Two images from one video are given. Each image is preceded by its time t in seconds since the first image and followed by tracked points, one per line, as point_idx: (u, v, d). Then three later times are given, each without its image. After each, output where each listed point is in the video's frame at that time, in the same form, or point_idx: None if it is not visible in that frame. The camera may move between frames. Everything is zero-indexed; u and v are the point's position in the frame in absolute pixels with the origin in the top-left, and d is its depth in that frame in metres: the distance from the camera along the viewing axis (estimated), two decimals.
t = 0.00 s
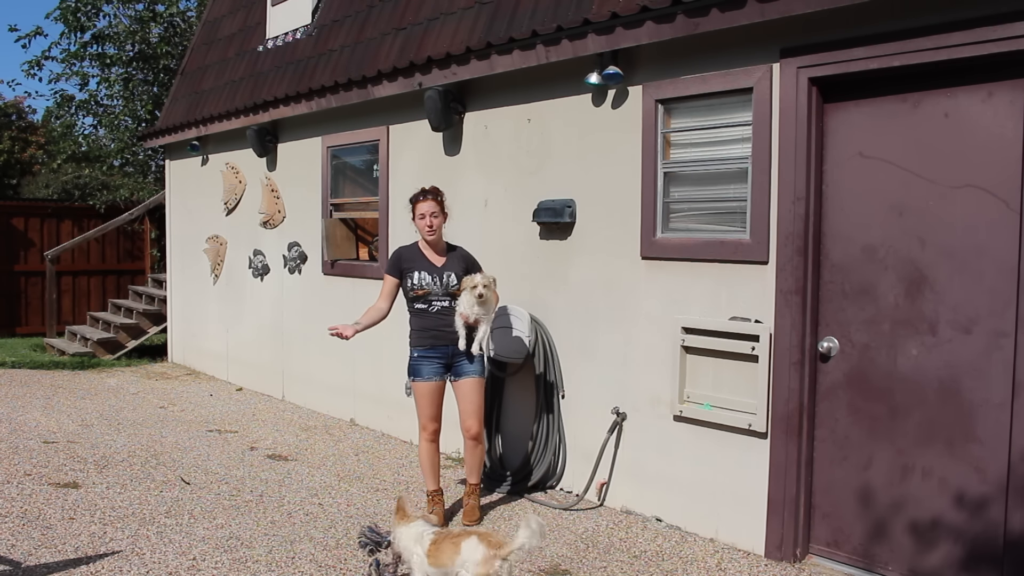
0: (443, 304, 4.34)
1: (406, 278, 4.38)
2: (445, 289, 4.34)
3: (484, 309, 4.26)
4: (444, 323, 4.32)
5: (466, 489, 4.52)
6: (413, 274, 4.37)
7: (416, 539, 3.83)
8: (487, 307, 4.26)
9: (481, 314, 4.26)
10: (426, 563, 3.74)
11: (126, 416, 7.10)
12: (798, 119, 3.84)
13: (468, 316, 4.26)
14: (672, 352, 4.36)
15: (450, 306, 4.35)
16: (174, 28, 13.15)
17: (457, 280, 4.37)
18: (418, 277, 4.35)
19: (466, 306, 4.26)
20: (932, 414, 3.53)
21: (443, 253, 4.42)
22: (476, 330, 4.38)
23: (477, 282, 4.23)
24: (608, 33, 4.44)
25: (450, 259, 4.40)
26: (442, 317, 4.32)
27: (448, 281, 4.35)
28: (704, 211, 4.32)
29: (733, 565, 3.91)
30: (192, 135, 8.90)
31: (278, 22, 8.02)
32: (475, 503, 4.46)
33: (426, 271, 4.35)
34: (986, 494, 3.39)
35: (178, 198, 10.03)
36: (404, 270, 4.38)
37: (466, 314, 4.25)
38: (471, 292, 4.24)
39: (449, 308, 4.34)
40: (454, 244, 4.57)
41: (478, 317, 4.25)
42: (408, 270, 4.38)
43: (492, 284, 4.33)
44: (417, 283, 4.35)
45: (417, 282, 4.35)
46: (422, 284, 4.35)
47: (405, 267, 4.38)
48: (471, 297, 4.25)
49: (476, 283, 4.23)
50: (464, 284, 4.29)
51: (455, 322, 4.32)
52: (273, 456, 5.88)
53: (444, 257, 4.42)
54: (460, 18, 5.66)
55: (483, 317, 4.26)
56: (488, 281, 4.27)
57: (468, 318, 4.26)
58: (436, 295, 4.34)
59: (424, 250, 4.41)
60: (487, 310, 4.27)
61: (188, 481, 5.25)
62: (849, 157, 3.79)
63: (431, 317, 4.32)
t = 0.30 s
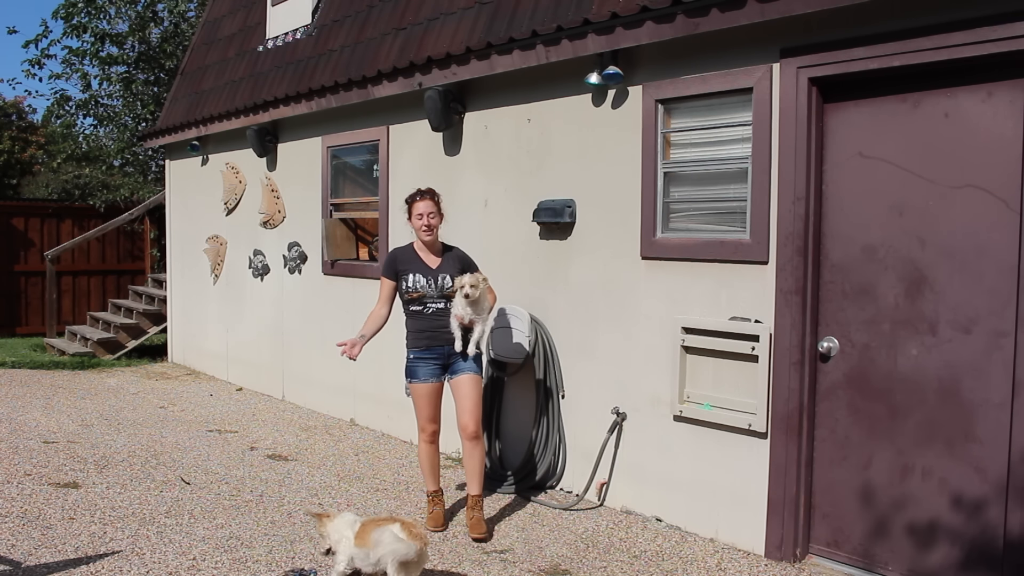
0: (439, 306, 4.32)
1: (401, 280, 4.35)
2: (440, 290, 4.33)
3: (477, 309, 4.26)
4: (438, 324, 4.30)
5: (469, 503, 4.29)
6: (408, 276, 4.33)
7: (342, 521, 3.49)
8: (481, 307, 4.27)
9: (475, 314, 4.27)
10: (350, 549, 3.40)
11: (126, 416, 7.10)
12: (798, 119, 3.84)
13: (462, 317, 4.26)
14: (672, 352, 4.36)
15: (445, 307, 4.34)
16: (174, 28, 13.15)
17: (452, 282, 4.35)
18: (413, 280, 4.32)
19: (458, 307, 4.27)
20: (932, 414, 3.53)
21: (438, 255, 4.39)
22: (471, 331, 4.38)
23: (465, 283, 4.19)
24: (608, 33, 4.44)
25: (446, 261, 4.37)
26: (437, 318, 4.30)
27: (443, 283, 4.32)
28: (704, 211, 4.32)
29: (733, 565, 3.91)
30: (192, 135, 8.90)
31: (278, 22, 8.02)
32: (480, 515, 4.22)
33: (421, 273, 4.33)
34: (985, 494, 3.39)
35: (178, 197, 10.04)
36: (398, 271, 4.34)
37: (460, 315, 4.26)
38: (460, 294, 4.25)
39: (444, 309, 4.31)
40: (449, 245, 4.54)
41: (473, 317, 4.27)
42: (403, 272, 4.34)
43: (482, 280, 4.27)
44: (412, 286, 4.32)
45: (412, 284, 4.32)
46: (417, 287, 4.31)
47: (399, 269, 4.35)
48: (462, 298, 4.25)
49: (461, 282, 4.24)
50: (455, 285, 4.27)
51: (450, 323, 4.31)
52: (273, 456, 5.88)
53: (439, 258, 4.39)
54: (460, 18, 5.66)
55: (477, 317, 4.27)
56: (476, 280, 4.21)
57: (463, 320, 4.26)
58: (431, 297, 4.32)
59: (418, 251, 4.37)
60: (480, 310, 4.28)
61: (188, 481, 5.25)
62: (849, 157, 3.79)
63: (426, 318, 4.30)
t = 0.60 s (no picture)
0: (438, 310, 4.23)
1: (401, 282, 4.25)
2: (441, 294, 4.24)
3: (474, 312, 4.17)
4: (438, 328, 4.21)
5: (461, 511, 4.10)
6: (409, 278, 4.23)
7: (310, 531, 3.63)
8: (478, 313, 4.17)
9: (473, 318, 4.18)
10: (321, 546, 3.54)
11: (126, 416, 7.10)
12: (798, 119, 3.84)
13: (460, 322, 4.18)
14: (672, 352, 4.36)
15: (445, 311, 4.24)
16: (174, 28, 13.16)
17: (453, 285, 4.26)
18: (414, 282, 4.22)
19: (454, 312, 4.19)
20: (932, 414, 3.53)
21: (441, 256, 4.28)
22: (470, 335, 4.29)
23: (460, 287, 4.14)
24: (608, 33, 4.44)
25: (448, 264, 4.27)
26: (436, 321, 4.22)
27: (444, 286, 4.23)
28: (704, 211, 4.32)
29: (733, 565, 3.91)
30: (192, 135, 8.90)
31: (278, 22, 8.02)
32: (474, 523, 4.04)
33: (422, 276, 4.23)
34: (985, 494, 3.39)
35: (178, 197, 10.04)
36: (400, 273, 4.23)
37: (457, 320, 4.18)
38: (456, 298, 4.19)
39: (443, 313, 4.22)
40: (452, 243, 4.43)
41: (471, 323, 4.17)
42: (404, 274, 4.24)
43: (478, 282, 4.20)
44: (412, 288, 4.23)
45: (413, 287, 4.23)
46: (417, 290, 4.23)
47: (401, 270, 4.24)
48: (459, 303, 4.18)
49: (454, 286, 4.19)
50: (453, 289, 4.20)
51: (448, 328, 4.22)
52: (273, 456, 5.87)
53: (441, 260, 4.28)
54: (460, 18, 5.66)
55: (475, 322, 4.18)
56: (472, 284, 4.14)
57: (461, 325, 4.18)
58: (432, 300, 4.23)
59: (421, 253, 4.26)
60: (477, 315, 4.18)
61: (188, 481, 5.25)
62: (849, 157, 3.79)
63: (425, 321, 4.22)
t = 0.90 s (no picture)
0: (447, 312, 4.10)
1: (410, 282, 4.14)
2: (450, 295, 4.12)
3: (480, 314, 4.04)
4: (446, 332, 4.08)
5: (461, 519, 4.04)
6: (418, 278, 4.13)
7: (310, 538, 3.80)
8: (486, 313, 4.05)
9: (479, 320, 4.05)
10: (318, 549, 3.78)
11: (126, 416, 7.10)
12: (798, 119, 3.84)
13: (467, 325, 4.05)
14: (672, 351, 4.36)
15: (454, 313, 4.12)
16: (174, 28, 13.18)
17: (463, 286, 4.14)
18: (423, 282, 4.11)
19: (463, 314, 4.06)
20: (932, 414, 3.53)
21: (452, 257, 4.17)
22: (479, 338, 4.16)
23: (465, 289, 3.99)
24: (608, 33, 4.44)
25: (458, 265, 4.15)
26: (444, 324, 4.09)
27: (453, 287, 4.12)
28: (703, 211, 4.32)
29: (733, 565, 3.91)
30: (192, 135, 8.90)
31: (278, 22, 8.02)
32: (472, 534, 3.98)
33: (431, 276, 4.11)
34: (985, 494, 3.39)
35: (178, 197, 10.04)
36: (409, 273, 4.14)
37: (465, 322, 4.05)
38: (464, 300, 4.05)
39: (452, 315, 4.10)
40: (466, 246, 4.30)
41: (479, 324, 4.04)
42: (413, 274, 4.13)
43: (484, 284, 4.06)
44: (421, 289, 4.11)
45: (421, 287, 4.11)
46: (426, 290, 4.11)
47: (410, 270, 4.14)
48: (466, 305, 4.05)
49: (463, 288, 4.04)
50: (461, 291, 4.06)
51: (456, 331, 4.10)
52: (273, 456, 5.87)
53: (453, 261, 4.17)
54: (460, 18, 5.66)
55: (483, 323, 4.04)
56: (477, 286, 3.99)
57: (468, 327, 4.05)
58: (440, 301, 4.11)
59: (430, 253, 4.16)
60: (484, 316, 4.05)
61: (188, 481, 5.25)
62: (849, 157, 3.79)
63: (433, 324, 4.09)
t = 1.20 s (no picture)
0: (462, 311, 4.02)
1: (423, 282, 4.01)
2: (466, 294, 4.03)
3: (499, 310, 3.96)
4: (462, 332, 3.98)
5: (461, 522, 4.01)
6: (431, 278, 4.01)
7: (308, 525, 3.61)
8: (504, 310, 3.98)
9: (498, 317, 3.97)
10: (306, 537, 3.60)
11: (126, 416, 7.10)
12: (798, 119, 3.84)
13: (485, 322, 3.96)
14: (672, 351, 4.36)
15: (469, 313, 4.04)
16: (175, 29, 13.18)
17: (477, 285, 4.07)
18: (438, 282, 4.00)
19: (480, 311, 3.97)
20: (932, 414, 3.53)
21: (463, 257, 4.10)
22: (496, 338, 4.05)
23: (484, 284, 3.90)
24: (608, 32, 4.44)
25: (471, 264, 4.09)
26: (460, 325, 4.00)
27: (469, 286, 4.04)
28: (703, 211, 4.32)
29: (733, 565, 3.91)
30: (192, 135, 8.90)
31: (278, 22, 8.02)
32: (472, 536, 3.97)
33: (445, 275, 4.01)
34: (985, 495, 3.39)
35: (177, 197, 10.04)
36: (422, 273, 4.01)
37: (483, 320, 3.95)
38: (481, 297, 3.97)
39: (467, 315, 4.02)
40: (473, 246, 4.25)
41: (498, 321, 3.95)
42: (425, 274, 4.01)
43: (504, 279, 3.97)
44: (435, 289, 4.00)
45: (435, 287, 4.00)
46: (441, 290, 4.00)
47: (422, 271, 4.02)
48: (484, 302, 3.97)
49: (481, 284, 3.94)
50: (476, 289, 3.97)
51: (473, 330, 3.99)
52: (273, 456, 5.87)
53: (464, 260, 4.10)
54: (461, 18, 5.66)
55: (501, 319, 3.96)
56: (497, 281, 3.91)
57: (486, 324, 3.95)
58: (456, 301, 4.02)
59: (441, 253, 4.07)
60: (503, 312, 3.98)
61: (188, 481, 5.25)
62: (849, 157, 3.79)
63: (448, 325, 3.99)
